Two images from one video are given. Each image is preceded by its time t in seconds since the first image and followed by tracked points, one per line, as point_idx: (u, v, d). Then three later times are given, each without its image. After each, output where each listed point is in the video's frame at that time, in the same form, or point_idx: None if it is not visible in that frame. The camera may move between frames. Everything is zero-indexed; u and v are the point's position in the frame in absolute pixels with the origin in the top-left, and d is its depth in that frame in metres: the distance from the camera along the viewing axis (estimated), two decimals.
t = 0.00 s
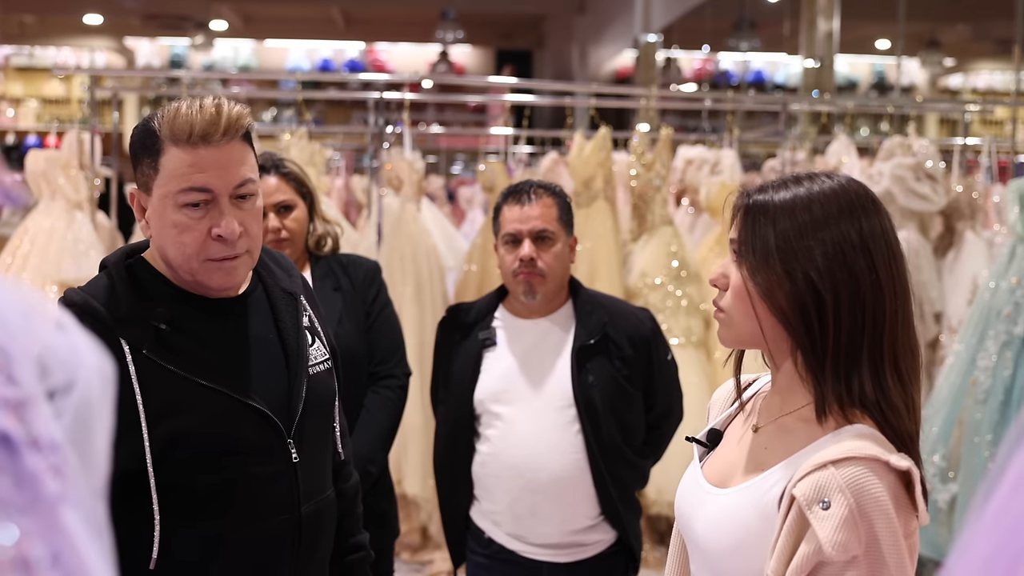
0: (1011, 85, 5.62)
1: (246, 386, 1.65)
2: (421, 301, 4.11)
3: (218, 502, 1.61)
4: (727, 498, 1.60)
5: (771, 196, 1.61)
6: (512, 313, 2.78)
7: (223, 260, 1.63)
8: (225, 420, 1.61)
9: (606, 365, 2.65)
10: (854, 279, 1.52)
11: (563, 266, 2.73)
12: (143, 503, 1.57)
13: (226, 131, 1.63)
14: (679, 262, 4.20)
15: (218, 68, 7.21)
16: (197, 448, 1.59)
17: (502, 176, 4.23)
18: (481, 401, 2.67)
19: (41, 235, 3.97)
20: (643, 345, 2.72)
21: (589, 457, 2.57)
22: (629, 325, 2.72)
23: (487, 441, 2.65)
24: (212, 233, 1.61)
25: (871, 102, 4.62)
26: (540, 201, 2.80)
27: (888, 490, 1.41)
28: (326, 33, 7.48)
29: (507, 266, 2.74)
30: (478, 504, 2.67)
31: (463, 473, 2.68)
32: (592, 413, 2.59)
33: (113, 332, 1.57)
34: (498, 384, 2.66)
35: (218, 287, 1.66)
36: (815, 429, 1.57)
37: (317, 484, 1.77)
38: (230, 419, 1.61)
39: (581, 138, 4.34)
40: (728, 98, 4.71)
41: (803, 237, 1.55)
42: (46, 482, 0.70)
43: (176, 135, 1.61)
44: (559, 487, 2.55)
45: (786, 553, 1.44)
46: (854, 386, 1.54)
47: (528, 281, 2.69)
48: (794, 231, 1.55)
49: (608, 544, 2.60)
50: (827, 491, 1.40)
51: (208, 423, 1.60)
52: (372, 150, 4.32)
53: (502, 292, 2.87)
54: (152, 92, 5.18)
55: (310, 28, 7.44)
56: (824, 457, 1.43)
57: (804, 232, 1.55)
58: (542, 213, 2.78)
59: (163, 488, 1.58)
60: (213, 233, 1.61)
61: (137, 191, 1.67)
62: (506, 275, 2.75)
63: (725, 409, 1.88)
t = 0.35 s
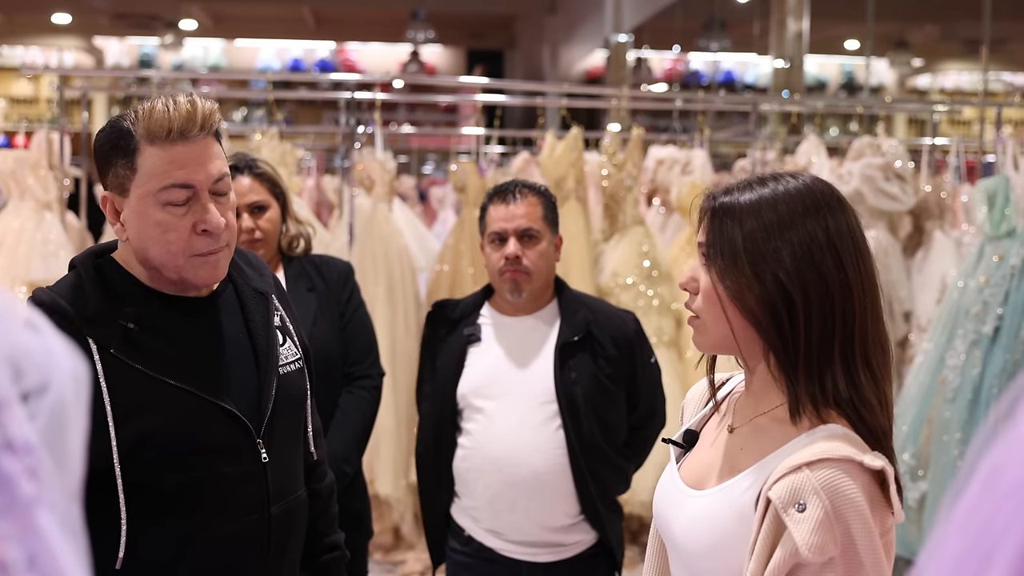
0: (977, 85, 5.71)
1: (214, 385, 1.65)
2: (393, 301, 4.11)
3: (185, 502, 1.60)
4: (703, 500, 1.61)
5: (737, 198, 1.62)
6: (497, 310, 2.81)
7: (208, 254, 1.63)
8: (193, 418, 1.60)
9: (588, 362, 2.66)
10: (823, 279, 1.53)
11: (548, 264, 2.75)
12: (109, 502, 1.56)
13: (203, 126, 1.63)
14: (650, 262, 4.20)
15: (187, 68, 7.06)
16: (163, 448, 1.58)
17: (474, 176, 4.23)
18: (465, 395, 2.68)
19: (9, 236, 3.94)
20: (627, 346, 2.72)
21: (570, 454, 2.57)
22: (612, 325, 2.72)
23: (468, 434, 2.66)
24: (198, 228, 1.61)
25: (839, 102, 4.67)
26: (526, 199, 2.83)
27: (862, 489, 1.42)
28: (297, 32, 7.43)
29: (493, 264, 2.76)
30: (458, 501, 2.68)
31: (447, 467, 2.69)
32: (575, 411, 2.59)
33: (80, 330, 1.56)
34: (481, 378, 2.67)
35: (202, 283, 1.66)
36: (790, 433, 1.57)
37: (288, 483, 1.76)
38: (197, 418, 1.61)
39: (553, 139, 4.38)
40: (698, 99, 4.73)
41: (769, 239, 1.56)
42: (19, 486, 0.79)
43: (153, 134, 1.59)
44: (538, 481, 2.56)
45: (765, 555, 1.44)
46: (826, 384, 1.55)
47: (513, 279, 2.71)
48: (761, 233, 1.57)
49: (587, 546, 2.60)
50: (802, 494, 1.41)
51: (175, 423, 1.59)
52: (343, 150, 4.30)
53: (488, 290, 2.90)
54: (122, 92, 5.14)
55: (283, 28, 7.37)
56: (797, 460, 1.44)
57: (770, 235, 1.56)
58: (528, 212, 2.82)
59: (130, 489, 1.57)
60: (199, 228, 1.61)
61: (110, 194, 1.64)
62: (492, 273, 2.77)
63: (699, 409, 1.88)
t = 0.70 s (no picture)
0: (962, 84, 5.73)
1: (203, 387, 1.64)
2: (381, 301, 4.10)
3: (174, 504, 1.60)
4: (699, 503, 1.61)
5: (724, 197, 1.62)
6: (530, 312, 2.84)
7: (219, 239, 1.68)
8: (183, 420, 1.60)
9: (621, 369, 2.68)
10: (811, 278, 1.54)
11: (581, 267, 2.79)
12: (98, 503, 1.55)
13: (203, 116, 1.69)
14: (638, 261, 4.20)
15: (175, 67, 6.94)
16: (151, 449, 1.57)
17: (462, 176, 4.23)
18: (499, 398, 2.72)
19: None
20: (658, 350, 2.72)
21: (601, 457, 2.60)
22: (643, 330, 2.73)
23: (503, 435, 2.71)
24: (213, 210, 1.66)
25: (827, 102, 4.67)
26: (558, 204, 2.88)
27: (858, 487, 1.43)
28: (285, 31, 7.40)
29: (526, 267, 2.80)
30: (490, 493, 2.73)
31: (480, 462, 2.74)
32: (606, 415, 2.62)
33: (71, 332, 1.55)
34: (516, 381, 2.71)
35: (211, 274, 1.68)
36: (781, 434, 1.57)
37: (276, 484, 1.76)
38: (186, 420, 1.60)
39: (541, 138, 4.38)
40: (687, 99, 4.73)
41: (757, 239, 1.56)
42: (9, 488, 0.79)
43: (162, 121, 1.64)
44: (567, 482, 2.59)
45: (764, 558, 1.44)
46: (819, 384, 1.55)
47: (546, 281, 2.75)
48: (749, 233, 1.57)
49: (614, 538, 2.62)
50: (799, 495, 1.42)
51: (164, 424, 1.58)
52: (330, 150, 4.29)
53: (522, 292, 2.93)
54: (108, 90, 5.12)
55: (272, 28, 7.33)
56: (794, 460, 1.45)
57: (757, 235, 1.56)
58: (560, 216, 2.86)
59: (119, 491, 1.57)
60: (214, 210, 1.66)
61: (117, 187, 1.64)
62: (526, 276, 2.81)
63: (693, 411, 1.88)
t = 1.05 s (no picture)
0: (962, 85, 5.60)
1: (200, 390, 1.65)
2: (380, 301, 4.11)
3: (172, 507, 1.60)
4: (707, 504, 1.61)
5: (730, 198, 1.62)
6: (540, 308, 2.85)
7: (231, 230, 1.71)
8: (181, 422, 1.60)
9: (627, 367, 2.69)
10: (817, 277, 1.54)
11: (591, 265, 2.80)
12: (96, 507, 1.55)
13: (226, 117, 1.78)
14: (636, 261, 4.22)
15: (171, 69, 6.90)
16: (151, 451, 1.57)
17: (461, 176, 4.23)
18: (506, 392, 2.73)
19: None
20: (665, 351, 2.73)
21: (604, 454, 2.61)
22: (651, 331, 2.74)
23: (509, 429, 2.71)
24: (228, 201, 1.70)
25: (825, 103, 4.68)
26: (572, 202, 2.88)
27: (867, 486, 1.43)
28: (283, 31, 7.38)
29: (538, 264, 2.81)
30: (494, 488, 2.74)
31: (485, 458, 2.75)
32: (611, 413, 2.63)
33: (71, 330, 1.55)
34: (523, 376, 2.71)
35: (216, 267, 1.70)
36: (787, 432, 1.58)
37: (273, 487, 1.77)
38: (185, 423, 1.61)
39: (539, 139, 4.38)
40: (685, 99, 4.73)
41: (764, 238, 1.56)
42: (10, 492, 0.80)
43: (192, 113, 1.72)
44: (569, 477, 2.60)
45: (775, 558, 1.44)
46: (824, 384, 1.56)
47: (557, 279, 2.76)
48: (755, 233, 1.57)
49: (614, 536, 2.63)
50: (809, 494, 1.42)
51: (163, 427, 1.59)
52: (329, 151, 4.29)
53: (531, 287, 2.94)
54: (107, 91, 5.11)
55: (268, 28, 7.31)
56: (803, 460, 1.45)
57: (763, 235, 1.56)
58: (573, 214, 2.87)
59: (118, 493, 1.56)
60: (230, 200, 1.70)
61: (138, 166, 1.67)
62: (536, 272, 2.82)
63: (693, 411, 1.88)
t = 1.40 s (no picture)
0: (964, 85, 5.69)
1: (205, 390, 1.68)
2: (382, 301, 4.12)
3: (175, 503, 1.62)
4: (715, 499, 1.61)
5: (744, 196, 1.63)
6: (512, 305, 2.87)
7: (251, 238, 1.72)
8: (186, 418, 1.63)
9: (599, 358, 2.72)
10: (828, 275, 1.55)
11: (561, 259, 2.82)
12: (99, 499, 1.57)
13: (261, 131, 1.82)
14: (638, 261, 4.22)
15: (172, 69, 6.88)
16: (155, 446, 1.59)
17: (463, 177, 4.23)
18: (478, 389, 2.74)
19: None
20: (638, 344, 2.78)
21: (580, 447, 2.64)
22: (623, 324, 2.78)
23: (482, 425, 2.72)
24: (251, 209, 1.71)
25: (827, 102, 4.67)
26: (541, 198, 2.92)
27: (873, 482, 1.44)
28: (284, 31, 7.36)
29: (509, 259, 2.83)
30: (472, 491, 2.73)
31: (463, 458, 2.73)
32: (585, 405, 2.66)
33: (83, 317, 1.59)
34: (497, 372, 2.72)
35: (232, 272, 1.72)
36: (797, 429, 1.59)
37: (275, 488, 1.79)
38: (190, 421, 1.63)
39: (541, 139, 4.38)
40: (686, 99, 4.73)
41: (775, 236, 1.57)
42: (24, 491, 0.82)
43: (228, 124, 1.77)
44: (553, 479, 2.61)
45: (778, 551, 1.45)
46: (833, 381, 1.56)
47: (528, 273, 2.78)
48: (768, 231, 1.58)
49: (596, 534, 2.65)
50: (813, 487, 1.42)
51: (167, 422, 1.61)
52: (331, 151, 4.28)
53: (503, 287, 2.97)
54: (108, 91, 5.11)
55: (270, 28, 7.26)
56: (806, 453, 1.45)
57: (775, 233, 1.57)
58: (543, 209, 2.90)
59: (121, 487, 1.58)
60: (252, 209, 1.71)
61: (170, 164, 1.70)
62: (508, 267, 2.85)
63: (702, 409, 1.90)
